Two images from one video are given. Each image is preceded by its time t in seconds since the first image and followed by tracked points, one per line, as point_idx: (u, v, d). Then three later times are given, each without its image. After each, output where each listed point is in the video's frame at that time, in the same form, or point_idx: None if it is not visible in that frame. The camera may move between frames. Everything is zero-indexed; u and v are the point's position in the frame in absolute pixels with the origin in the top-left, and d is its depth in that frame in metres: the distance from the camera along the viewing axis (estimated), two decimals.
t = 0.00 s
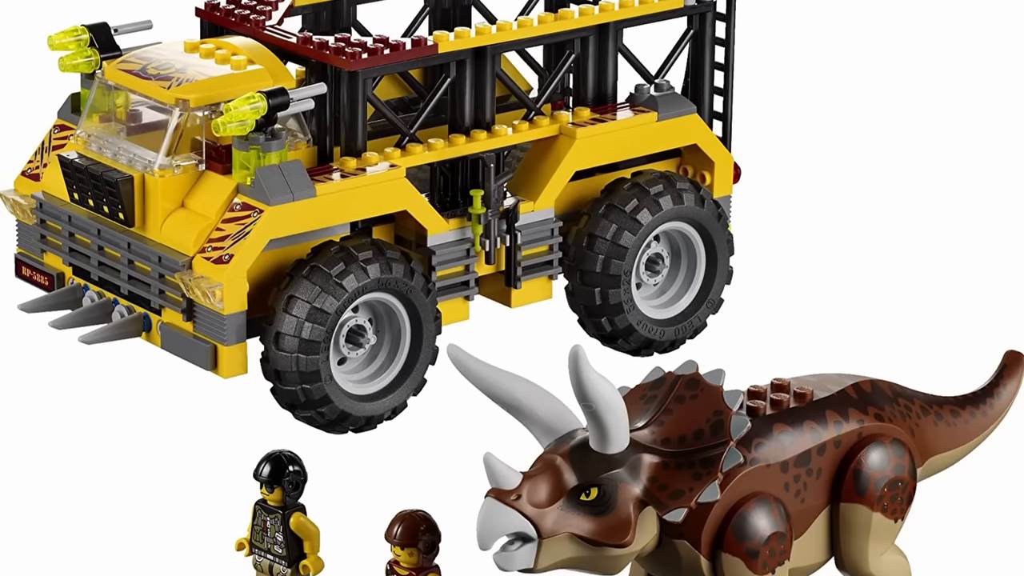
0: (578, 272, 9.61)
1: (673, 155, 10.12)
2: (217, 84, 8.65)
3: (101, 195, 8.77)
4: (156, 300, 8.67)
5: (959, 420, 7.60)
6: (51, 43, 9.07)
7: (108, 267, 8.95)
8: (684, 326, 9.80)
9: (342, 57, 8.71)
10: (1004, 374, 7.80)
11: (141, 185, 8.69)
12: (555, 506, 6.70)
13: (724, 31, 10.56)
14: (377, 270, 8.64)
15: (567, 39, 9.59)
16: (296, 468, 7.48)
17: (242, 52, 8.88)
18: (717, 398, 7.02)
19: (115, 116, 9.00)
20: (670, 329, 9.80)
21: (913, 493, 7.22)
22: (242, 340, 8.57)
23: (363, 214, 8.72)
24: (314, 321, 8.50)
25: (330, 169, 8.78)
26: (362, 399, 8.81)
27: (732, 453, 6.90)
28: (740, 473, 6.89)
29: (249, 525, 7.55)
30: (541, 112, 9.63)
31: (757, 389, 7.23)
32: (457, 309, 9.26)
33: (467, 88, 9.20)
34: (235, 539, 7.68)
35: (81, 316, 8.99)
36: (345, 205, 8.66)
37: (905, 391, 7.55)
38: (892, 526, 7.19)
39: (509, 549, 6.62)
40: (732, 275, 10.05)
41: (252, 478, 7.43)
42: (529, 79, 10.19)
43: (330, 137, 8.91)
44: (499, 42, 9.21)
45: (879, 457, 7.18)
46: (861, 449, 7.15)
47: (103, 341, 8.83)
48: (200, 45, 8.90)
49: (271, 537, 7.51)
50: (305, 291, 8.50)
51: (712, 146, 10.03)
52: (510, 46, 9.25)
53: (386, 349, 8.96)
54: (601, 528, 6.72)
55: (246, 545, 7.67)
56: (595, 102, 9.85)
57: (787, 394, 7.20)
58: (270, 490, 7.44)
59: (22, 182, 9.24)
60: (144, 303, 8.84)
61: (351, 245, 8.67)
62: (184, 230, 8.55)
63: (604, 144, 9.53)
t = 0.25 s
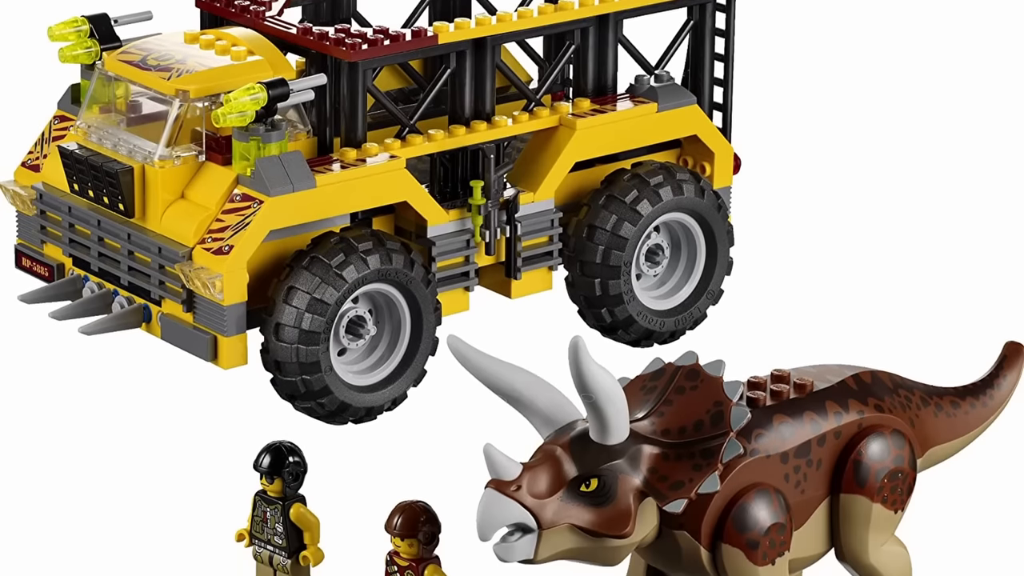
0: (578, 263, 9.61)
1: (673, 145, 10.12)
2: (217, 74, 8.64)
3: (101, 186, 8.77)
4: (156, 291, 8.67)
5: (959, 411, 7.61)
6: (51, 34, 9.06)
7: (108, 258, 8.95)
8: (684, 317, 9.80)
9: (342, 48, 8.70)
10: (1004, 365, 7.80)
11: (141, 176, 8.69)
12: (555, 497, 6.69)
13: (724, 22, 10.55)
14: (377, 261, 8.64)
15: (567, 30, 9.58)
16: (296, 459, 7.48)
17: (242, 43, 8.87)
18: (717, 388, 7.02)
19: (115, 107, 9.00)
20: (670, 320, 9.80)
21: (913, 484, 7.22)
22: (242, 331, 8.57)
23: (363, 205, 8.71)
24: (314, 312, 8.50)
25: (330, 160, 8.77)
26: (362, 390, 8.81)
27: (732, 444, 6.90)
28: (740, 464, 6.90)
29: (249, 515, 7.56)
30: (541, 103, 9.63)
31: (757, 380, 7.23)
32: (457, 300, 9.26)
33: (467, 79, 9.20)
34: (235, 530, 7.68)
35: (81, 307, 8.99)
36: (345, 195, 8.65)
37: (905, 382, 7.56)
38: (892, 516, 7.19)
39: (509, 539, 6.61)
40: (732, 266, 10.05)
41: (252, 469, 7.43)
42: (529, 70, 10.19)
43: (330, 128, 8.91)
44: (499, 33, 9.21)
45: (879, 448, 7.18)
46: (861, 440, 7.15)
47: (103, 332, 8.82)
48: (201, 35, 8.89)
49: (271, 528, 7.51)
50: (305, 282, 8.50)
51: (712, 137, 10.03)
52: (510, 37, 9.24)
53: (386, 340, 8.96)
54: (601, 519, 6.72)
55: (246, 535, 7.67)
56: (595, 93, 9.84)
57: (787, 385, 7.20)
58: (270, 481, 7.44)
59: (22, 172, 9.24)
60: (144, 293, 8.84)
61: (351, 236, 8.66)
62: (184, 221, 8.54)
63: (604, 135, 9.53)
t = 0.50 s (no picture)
0: (578, 253, 9.61)
1: (673, 136, 10.12)
2: (217, 65, 8.65)
3: (101, 177, 8.77)
4: (156, 282, 8.67)
5: (959, 402, 7.61)
6: (51, 25, 9.06)
7: (108, 249, 8.95)
8: (685, 308, 9.81)
9: (342, 39, 8.70)
10: (1004, 356, 7.80)
11: (141, 167, 8.69)
12: (555, 488, 6.70)
13: (724, 13, 10.55)
14: (377, 251, 8.64)
15: (567, 21, 9.58)
16: (296, 450, 7.48)
17: (242, 34, 8.87)
18: (717, 378, 7.02)
19: (115, 98, 8.98)
20: (670, 311, 9.80)
21: (913, 474, 7.23)
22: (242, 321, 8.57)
23: (363, 195, 8.71)
24: (314, 303, 8.50)
25: (329, 151, 8.77)
26: (362, 380, 8.81)
27: (732, 435, 6.90)
28: (740, 455, 6.90)
29: (249, 506, 7.56)
30: (541, 94, 9.62)
31: (757, 371, 7.24)
32: (457, 291, 9.26)
33: (467, 70, 9.19)
34: (235, 521, 7.69)
35: (81, 298, 8.99)
36: (345, 186, 8.65)
37: (905, 373, 7.56)
38: (892, 507, 7.20)
39: (510, 530, 6.61)
40: (732, 257, 10.05)
41: (252, 460, 7.43)
42: (529, 61, 10.18)
43: (331, 119, 8.91)
44: (500, 24, 9.20)
45: (879, 439, 7.19)
46: (861, 431, 7.16)
47: (103, 323, 8.82)
48: (201, 27, 8.89)
49: (271, 519, 7.52)
50: (305, 273, 8.49)
51: (712, 127, 10.03)
52: (510, 28, 9.24)
53: (386, 331, 8.96)
54: (601, 509, 6.72)
55: (246, 526, 7.67)
56: (595, 84, 9.84)
57: (787, 375, 7.22)
58: (270, 472, 7.45)
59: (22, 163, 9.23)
60: (144, 284, 8.84)
61: (350, 227, 8.66)
62: (184, 211, 8.54)
63: (604, 126, 9.52)
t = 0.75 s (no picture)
0: (578, 244, 9.61)
1: (673, 127, 10.11)
2: (217, 56, 8.64)
3: (101, 168, 8.76)
4: (156, 271, 8.66)
5: (959, 393, 7.61)
6: (51, 15, 9.07)
7: (108, 240, 8.95)
8: (685, 299, 9.81)
9: (342, 30, 8.69)
10: (1004, 347, 7.80)
11: (141, 158, 8.68)
12: (555, 479, 6.70)
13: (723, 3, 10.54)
14: (377, 242, 8.64)
15: (567, 11, 9.57)
16: (297, 441, 7.48)
17: (242, 25, 8.86)
18: (717, 370, 7.03)
19: (115, 89, 8.97)
20: (670, 302, 9.80)
21: (913, 465, 7.23)
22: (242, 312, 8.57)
23: (363, 186, 8.71)
24: (314, 294, 8.50)
25: (330, 142, 8.77)
26: (362, 371, 8.81)
27: (732, 425, 6.90)
28: (740, 446, 6.90)
29: (249, 497, 7.56)
30: (541, 85, 9.62)
31: (757, 362, 7.24)
32: (457, 282, 9.26)
33: (467, 60, 9.19)
34: (235, 512, 7.69)
35: (81, 289, 8.98)
36: (345, 177, 8.65)
37: (905, 363, 7.56)
38: (892, 498, 7.20)
39: (509, 521, 6.62)
40: (732, 248, 10.05)
41: (252, 451, 7.44)
42: (529, 51, 10.17)
43: (331, 110, 8.92)
44: (500, 15, 9.19)
45: (879, 430, 7.19)
46: (861, 422, 7.15)
47: (103, 313, 8.82)
48: (201, 17, 8.88)
49: (271, 510, 7.52)
50: (305, 264, 8.49)
51: (712, 118, 10.02)
52: (510, 19, 9.23)
53: (387, 321, 8.96)
54: (601, 500, 6.73)
55: (246, 517, 7.67)
56: (595, 75, 9.83)
57: (786, 366, 7.21)
58: (270, 463, 7.45)
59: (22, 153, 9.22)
60: (144, 275, 8.83)
61: (351, 218, 8.66)
62: (184, 202, 8.54)
63: (604, 117, 9.52)
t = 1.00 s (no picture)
0: (578, 235, 9.60)
1: (673, 118, 10.11)
2: (217, 47, 8.62)
3: (101, 158, 8.76)
4: (157, 261, 8.66)
5: (959, 383, 7.61)
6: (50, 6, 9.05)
7: (108, 231, 8.95)
8: (685, 290, 9.81)
9: (342, 20, 8.69)
10: (1004, 338, 7.80)
11: (141, 148, 8.68)
12: (555, 470, 6.70)
13: None
14: (377, 233, 8.64)
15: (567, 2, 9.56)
16: (297, 432, 7.48)
17: (242, 16, 8.85)
18: (717, 360, 7.02)
19: (115, 80, 8.99)
20: (670, 293, 9.80)
21: (913, 456, 7.23)
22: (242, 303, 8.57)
23: (363, 177, 8.71)
24: (314, 285, 8.50)
25: (330, 133, 8.76)
26: (362, 362, 8.82)
27: (732, 416, 6.91)
28: (740, 437, 6.90)
29: (249, 488, 7.56)
30: (541, 76, 9.61)
31: (757, 352, 7.23)
32: (457, 273, 9.26)
33: (467, 51, 9.18)
34: (235, 503, 7.69)
35: (81, 280, 8.98)
36: (345, 167, 8.64)
37: (905, 354, 7.56)
38: (892, 489, 7.20)
39: (509, 512, 6.63)
40: (732, 239, 10.05)
41: (252, 442, 7.44)
42: (529, 42, 10.16)
43: (331, 101, 8.90)
44: (500, 5, 9.19)
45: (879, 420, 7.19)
46: (861, 413, 7.16)
47: (103, 304, 8.82)
48: (201, 8, 8.87)
49: (271, 501, 7.52)
50: (305, 255, 8.49)
51: (712, 109, 10.02)
52: (510, 9, 9.22)
53: (387, 312, 8.96)
54: (601, 491, 6.73)
55: (246, 508, 7.68)
56: (595, 66, 9.83)
57: (787, 357, 7.21)
58: (270, 453, 7.45)
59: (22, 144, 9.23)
60: (144, 266, 8.84)
61: (351, 209, 8.66)
62: (184, 193, 8.54)
63: (604, 108, 9.52)
